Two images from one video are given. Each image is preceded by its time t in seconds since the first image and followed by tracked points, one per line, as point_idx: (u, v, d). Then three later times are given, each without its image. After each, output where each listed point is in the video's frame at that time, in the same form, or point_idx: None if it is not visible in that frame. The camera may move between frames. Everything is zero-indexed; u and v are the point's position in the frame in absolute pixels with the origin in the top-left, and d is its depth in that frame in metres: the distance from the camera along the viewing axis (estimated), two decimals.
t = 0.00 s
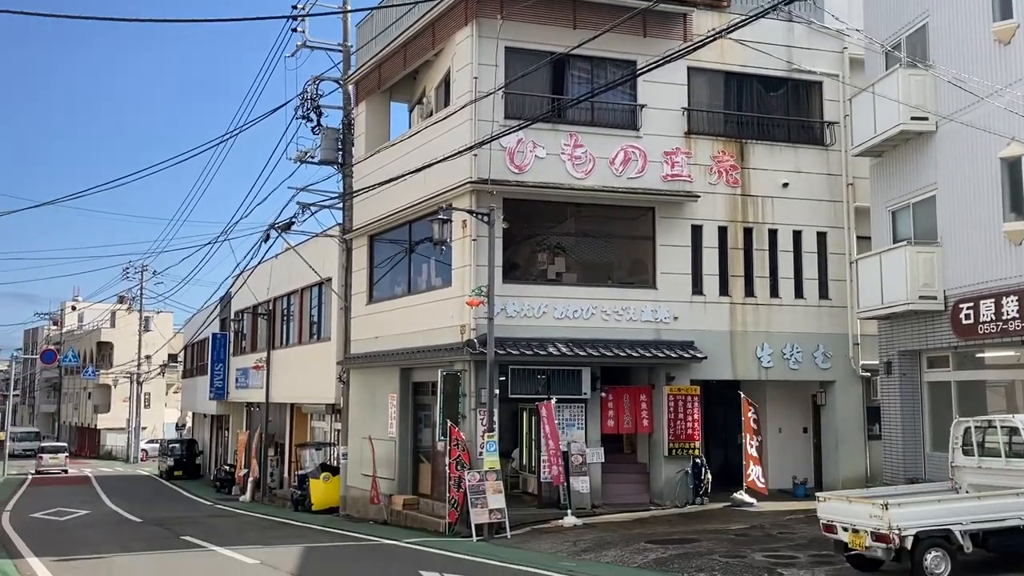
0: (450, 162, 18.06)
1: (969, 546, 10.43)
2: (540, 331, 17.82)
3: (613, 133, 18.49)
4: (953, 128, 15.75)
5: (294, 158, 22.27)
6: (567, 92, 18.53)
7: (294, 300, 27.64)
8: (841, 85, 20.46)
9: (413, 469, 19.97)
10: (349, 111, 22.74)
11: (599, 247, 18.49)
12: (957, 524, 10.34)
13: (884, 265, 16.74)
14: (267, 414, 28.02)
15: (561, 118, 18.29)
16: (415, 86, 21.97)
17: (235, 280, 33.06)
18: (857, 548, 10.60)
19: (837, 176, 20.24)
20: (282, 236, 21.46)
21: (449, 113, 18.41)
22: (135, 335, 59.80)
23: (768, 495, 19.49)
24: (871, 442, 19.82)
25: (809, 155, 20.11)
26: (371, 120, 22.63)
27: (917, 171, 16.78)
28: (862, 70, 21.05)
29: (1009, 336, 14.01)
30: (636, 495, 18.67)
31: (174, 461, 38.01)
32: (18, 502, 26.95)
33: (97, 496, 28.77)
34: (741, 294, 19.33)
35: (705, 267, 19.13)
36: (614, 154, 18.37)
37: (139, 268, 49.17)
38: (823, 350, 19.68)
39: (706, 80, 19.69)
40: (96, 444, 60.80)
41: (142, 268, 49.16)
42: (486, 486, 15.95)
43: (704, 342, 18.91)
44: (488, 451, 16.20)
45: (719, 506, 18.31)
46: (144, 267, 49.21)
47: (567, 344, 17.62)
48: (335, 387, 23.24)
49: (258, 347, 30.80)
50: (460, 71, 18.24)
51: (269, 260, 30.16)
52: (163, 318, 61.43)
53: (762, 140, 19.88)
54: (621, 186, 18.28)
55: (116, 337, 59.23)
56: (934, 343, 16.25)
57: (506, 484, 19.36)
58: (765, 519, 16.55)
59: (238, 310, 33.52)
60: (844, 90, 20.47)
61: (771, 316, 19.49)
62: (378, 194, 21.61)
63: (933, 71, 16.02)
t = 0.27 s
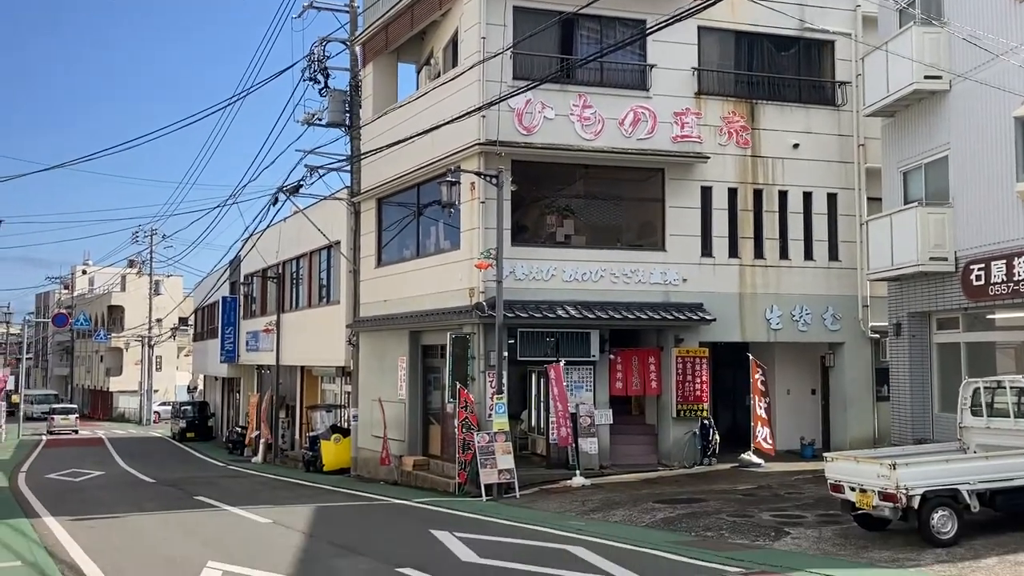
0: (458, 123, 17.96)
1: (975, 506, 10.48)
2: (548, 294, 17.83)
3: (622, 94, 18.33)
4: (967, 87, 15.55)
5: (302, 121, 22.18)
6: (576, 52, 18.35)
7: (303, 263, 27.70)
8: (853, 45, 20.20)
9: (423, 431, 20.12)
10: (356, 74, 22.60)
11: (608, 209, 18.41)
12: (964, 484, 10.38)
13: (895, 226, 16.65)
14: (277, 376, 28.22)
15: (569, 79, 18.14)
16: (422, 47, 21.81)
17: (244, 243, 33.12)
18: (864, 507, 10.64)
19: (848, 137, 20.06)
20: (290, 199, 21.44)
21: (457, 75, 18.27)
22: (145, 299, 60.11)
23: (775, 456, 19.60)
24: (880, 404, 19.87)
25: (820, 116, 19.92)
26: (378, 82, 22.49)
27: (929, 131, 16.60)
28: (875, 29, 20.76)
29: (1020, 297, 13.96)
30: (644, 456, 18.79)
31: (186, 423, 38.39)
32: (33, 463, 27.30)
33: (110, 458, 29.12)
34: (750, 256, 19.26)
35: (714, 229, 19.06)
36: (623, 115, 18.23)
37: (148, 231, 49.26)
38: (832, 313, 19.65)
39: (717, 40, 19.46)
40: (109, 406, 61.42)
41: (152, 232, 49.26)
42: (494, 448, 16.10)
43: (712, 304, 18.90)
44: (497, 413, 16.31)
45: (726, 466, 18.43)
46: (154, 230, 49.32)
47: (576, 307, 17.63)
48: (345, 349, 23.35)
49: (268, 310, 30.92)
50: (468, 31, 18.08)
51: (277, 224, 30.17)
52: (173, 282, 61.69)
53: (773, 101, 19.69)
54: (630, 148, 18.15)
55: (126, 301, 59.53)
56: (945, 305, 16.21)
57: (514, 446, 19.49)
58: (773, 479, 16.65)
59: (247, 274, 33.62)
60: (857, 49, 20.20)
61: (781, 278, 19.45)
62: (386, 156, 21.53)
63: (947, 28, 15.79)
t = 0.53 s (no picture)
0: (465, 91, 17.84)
1: (982, 473, 10.51)
2: (555, 263, 17.80)
3: (630, 61, 18.18)
4: (980, 52, 15.35)
5: (308, 89, 22.06)
6: (583, 19, 18.18)
7: (310, 233, 27.70)
8: (864, 9, 19.89)
9: (431, 399, 20.22)
10: (362, 41, 22.45)
11: (615, 177, 18.32)
12: (970, 451, 10.40)
13: (904, 194, 16.54)
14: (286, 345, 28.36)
15: (577, 46, 17.98)
16: (428, 14, 21.69)
17: (252, 212, 33.14)
18: (871, 475, 10.67)
19: (858, 104, 19.88)
20: (297, 167, 21.40)
21: (464, 41, 18.12)
22: (154, 268, 60.26)
23: (781, 424, 19.66)
24: (887, 372, 19.84)
25: (830, 82, 19.73)
26: (385, 50, 22.37)
27: (940, 97, 16.43)
28: None
29: None
30: (651, 424, 18.87)
31: (196, 391, 38.68)
32: (45, 431, 27.55)
33: (121, 426, 29.39)
34: (759, 225, 19.18)
35: (722, 197, 18.96)
36: (631, 82, 18.09)
37: (156, 201, 49.25)
38: (840, 281, 19.60)
39: (726, 6, 19.26)
40: (119, 375, 61.87)
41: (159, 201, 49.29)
42: (502, 416, 16.24)
43: (720, 272, 18.86)
44: (504, 381, 16.33)
45: (733, 434, 18.50)
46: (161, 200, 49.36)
47: (583, 276, 17.59)
48: (352, 318, 23.42)
49: (276, 279, 31.00)
50: None
51: (284, 193, 30.15)
52: (181, 252, 61.80)
53: (783, 67, 19.51)
54: (638, 115, 18.03)
55: (135, 271, 59.68)
56: (954, 273, 16.15)
57: (522, 414, 19.59)
58: (779, 447, 16.71)
59: (255, 244, 33.66)
60: (867, 14, 19.90)
61: (789, 247, 19.38)
62: (393, 124, 21.43)
63: None
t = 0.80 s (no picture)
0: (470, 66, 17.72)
1: (987, 448, 10.53)
2: (561, 239, 17.77)
3: (636, 35, 18.03)
4: (991, 25, 15.18)
5: (312, 64, 21.95)
6: None
7: (316, 209, 27.68)
8: None
9: (437, 375, 20.29)
10: (367, 15, 22.30)
11: (622, 152, 18.23)
12: (976, 426, 10.42)
13: (912, 169, 16.44)
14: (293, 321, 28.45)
15: (583, 20, 17.82)
16: None
17: (257, 188, 33.12)
18: (876, 450, 10.69)
19: (866, 78, 19.72)
20: (302, 143, 21.34)
21: (469, 15, 17.98)
22: (159, 244, 60.31)
23: (787, 399, 19.68)
24: (893, 347, 19.82)
25: (838, 57, 19.57)
26: (389, 24, 22.23)
27: (950, 71, 16.27)
28: None
29: None
30: (657, 400, 18.91)
31: (203, 367, 38.87)
32: (54, 406, 27.71)
33: (129, 401, 29.57)
34: (765, 200, 19.10)
35: (729, 172, 18.86)
36: (638, 56, 17.95)
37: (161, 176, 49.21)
38: (847, 256, 19.54)
39: None
40: (127, 350, 62.18)
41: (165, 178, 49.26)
42: (508, 391, 16.26)
43: (727, 248, 18.81)
44: (510, 357, 16.53)
45: (738, 409, 18.53)
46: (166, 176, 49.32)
47: (590, 252, 17.55)
48: (358, 294, 23.46)
49: (281, 256, 31.04)
50: None
51: (289, 169, 30.10)
52: (187, 228, 61.84)
53: (791, 41, 19.34)
54: (644, 90, 17.91)
55: (141, 247, 59.74)
56: (962, 248, 16.08)
57: (527, 390, 19.69)
58: (785, 422, 16.74)
59: (260, 220, 33.67)
60: None
61: (795, 223, 19.31)
62: (398, 100, 21.33)
63: None
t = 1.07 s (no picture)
0: (474, 46, 17.64)
1: (991, 429, 10.55)
2: (565, 221, 17.73)
3: (641, 15, 17.92)
4: (998, 4, 15.05)
5: (316, 45, 21.85)
6: None
7: (320, 191, 27.65)
8: None
9: (441, 357, 20.33)
10: None
11: (626, 133, 18.15)
12: (980, 407, 10.42)
13: (918, 150, 16.35)
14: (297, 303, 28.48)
15: None
16: None
17: (261, 170, 33.09)
18: (881, 431, 10.70)
19: (872, 59, 19.60)
20: (306, 125, 21.30)
21: None
22: (163, 226, 60.30)
23: (790, 380, 19.69)
24: (898, 329, 19.79)
25: (844, 37, 19.46)
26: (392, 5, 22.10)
27: (956, 51, 16.15)
28: None
29: None
30: (660, 381, 18.94)
31: (208, 349, 38.97)
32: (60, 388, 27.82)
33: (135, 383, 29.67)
34: (770, 182, 19.03)
35: (733, 153, 18.78)
36: (643, 36, 17.85)
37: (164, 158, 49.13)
38: (852, 238, 19.49)
39: None
40: (133, 332, 62.35)
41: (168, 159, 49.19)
42: (512, 372, 16.32)
43: (731, 229, 18.77)
44: (514, 339, 16.50)
45: (742, 391, 18.54)
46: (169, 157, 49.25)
47: (594, 233, 17.51)
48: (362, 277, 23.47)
49: (285, 238, 31.04)
50: None
51: (293, 151, 30.05)
52: (191, 211, 61.83)
53: (796, 21, 19.22)
54: (648, 71, 17.81)
55: (145, 229, 59.73)
56: (967, 230, 16.02)
57: (532, 371, 19.72)
58: (788, 404, 16.75)
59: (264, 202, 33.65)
60: None
61: (800, 204, 19.25)
62: (401, 81, 21.25)
63: None
